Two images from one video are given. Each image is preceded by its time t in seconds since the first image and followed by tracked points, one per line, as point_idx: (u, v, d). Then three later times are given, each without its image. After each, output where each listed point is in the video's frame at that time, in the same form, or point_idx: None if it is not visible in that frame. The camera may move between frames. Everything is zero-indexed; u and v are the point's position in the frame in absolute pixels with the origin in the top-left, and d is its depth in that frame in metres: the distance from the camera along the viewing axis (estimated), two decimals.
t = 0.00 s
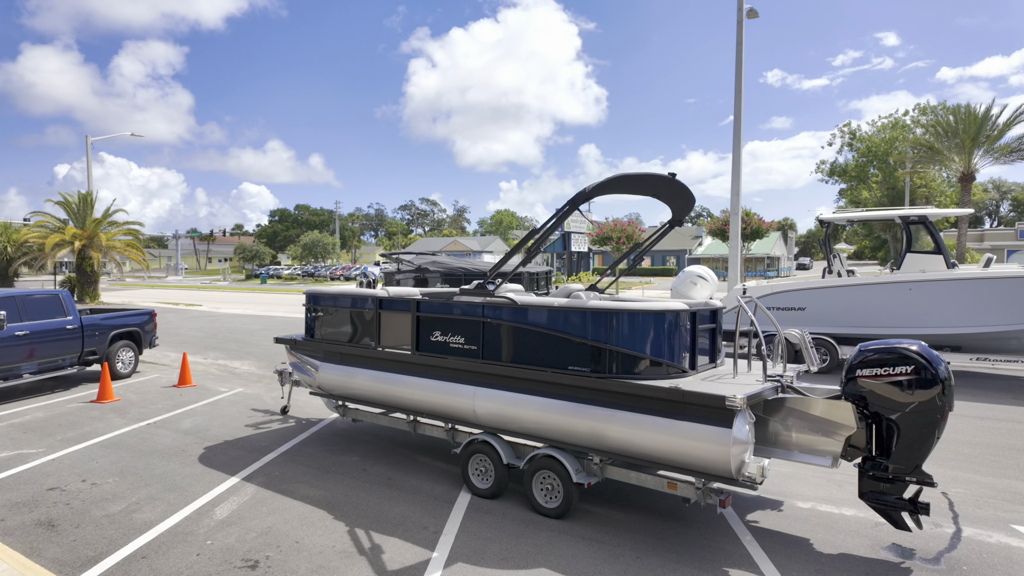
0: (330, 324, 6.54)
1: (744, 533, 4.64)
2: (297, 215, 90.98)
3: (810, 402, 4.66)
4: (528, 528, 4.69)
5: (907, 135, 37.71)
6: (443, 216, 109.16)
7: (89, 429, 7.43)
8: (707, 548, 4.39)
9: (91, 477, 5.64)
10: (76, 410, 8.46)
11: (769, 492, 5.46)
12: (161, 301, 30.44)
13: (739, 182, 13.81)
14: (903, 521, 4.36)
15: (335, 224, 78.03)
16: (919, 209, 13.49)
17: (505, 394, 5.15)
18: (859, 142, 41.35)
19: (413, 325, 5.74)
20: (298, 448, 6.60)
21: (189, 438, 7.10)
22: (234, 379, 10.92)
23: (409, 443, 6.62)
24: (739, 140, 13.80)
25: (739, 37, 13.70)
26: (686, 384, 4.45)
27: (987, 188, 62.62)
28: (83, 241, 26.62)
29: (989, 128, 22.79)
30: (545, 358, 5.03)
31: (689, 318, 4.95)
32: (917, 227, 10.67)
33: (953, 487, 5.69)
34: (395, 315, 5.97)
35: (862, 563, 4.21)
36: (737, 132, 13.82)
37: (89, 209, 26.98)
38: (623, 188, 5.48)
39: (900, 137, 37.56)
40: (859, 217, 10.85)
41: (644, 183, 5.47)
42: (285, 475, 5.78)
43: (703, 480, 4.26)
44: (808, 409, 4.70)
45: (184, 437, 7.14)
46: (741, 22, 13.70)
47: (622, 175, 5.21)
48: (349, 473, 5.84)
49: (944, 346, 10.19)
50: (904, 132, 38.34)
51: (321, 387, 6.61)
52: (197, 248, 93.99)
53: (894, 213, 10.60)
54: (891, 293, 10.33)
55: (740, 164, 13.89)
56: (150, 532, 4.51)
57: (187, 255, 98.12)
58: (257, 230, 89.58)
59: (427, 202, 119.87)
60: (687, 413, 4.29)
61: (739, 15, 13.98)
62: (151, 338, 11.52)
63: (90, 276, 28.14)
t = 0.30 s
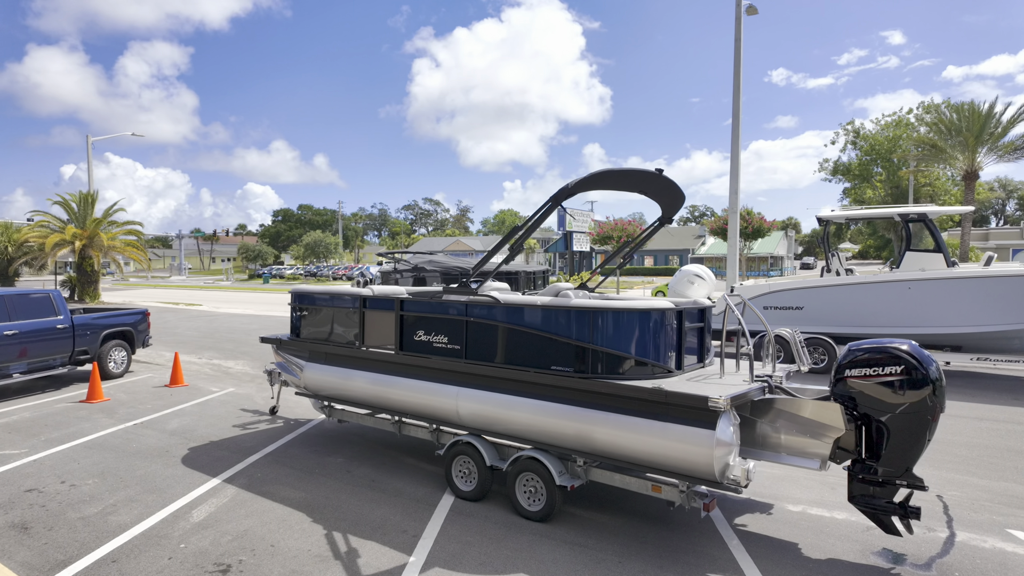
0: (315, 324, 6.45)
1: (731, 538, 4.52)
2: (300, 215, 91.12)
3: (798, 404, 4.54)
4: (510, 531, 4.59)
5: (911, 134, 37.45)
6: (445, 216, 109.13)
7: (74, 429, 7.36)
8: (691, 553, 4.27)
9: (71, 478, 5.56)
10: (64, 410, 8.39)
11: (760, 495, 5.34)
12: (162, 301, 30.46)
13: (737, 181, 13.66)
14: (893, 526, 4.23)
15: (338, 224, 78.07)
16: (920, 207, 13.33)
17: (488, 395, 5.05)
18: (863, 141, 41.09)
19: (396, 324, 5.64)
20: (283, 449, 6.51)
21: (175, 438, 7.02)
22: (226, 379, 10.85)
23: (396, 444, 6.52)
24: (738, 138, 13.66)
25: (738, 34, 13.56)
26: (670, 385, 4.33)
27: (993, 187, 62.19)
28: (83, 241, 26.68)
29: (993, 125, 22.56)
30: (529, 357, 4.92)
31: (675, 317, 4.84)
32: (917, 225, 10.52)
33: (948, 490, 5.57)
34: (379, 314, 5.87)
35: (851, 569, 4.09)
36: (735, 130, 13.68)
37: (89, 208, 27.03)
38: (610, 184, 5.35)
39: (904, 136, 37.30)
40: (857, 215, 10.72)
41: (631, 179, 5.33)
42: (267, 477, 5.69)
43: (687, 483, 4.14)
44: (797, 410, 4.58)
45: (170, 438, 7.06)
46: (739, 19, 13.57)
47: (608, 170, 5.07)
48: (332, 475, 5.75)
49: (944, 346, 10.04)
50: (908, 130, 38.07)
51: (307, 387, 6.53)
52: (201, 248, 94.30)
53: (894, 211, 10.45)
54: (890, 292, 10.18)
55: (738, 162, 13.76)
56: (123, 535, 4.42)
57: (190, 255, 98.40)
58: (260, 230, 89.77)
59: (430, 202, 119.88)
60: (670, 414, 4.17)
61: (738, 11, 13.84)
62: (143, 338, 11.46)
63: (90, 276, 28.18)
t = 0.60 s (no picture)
0: (303, 325, 6.39)
1: (719, 545, 4.42)
2: (305, 215, 91.41)
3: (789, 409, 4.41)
4: (493, 537, 4.50)
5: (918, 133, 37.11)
6: (451, 216, 109.16)
7: (64, 430, 7.32)
8: (677, 561, 4.17)
9: (55, 480, 5.51)
10: (57, 410, 8.36)
11: (752, 501, 5.23)
12: (166, 301, 30.56)
13: (738, 180, 13.53)
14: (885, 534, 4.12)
15: (343, 225, 78.25)
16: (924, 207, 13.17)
17: (472, 397, 4.97)
18: (870, 140, 40.75)
19: (382, 325, 5.56)
20: (271, 452, 6.45)
21: (164, 440, 6.97)
22: (222, 380, 10.82)
23: (385, 447, 6.45)
24: (739, 137, 13.54)
25: (739, 31, 13.44)
26: (655, 388, 4.24)
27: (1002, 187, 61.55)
28: (87, 241, 26.82)
29: (1000, 124, 22.29)
30: (513, 359, 4.83)
31: (662, 318, 4.75)
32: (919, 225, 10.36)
33: (946, 497, 5.43)
34: (365, 316, 5.80)
35: None
36: (736, 129, 13.56)
37: (94, 209, 27.21)
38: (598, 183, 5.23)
39: (911, 135, 36.97)
40: (859, 215, 10.58)
41: (619, 179, 5.22)
42: (252, 480, 5.62)
43: (672, 489, 4.04)
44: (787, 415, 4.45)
45: (159, 439, 7.02)
46: (740, 17, 13.45)
47: (595, 169, 4.96)
48: (318, 478, 5.68)
49: (947, 347, 9.87)
50: (915, 129, 37.71)
51: (295, 389, 6.47)
52: (208, 249, 94.75)
53: (896, 210, 10.31)
54: (892, 292, 10.03)
55: (739, 161, 13.63)
56: (100, 540, 4.37)
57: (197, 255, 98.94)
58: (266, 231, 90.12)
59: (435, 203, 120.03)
60: (655, 418, 4.07)
61: (739, 9, 13.71)
62: (141, 338, 11.45)
63: (94, 276, 28.34)
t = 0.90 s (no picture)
0: (290, 325, 6.30)
1: (708, 551, 4.30)
2: (310, 215, 91.60)
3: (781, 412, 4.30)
4: (476, 543, 4.40)
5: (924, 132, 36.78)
6: (456, 216, 109.07)
7: (53, 431, 7.27)
8: (662, 568, 4.05)
9: (37, 482, 5.45)
10: (48, 411, 8.32)
11: (744, 506, 5.11)
12: (168, 301, 30.60)
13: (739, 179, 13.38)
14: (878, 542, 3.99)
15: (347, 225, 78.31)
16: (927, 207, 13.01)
17: (457, 399, 4.88)
18: (875, 139, 40.43)
19: (367, 326, 5.47)
20: (259, 454, 6.37)
21: (152, 441, 6.91)
22: (217, 380, 10.76)
23: (373, 449, 6.36)
24: (739, 136, 13.40)
25: (740, 29, 13.31)
26: (641, 391, 4.13)
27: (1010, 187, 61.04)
28: (89, 241, 26.89)
29: (1007, 122, 22.03)
30: (497, 361, 4.73)
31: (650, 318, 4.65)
32: (921, 224, 10.21)
33: (944, 502, 5.30)
34: (351, 316, 5.71)
35: None
36: (737, 127, 13.42)
37: (96, 209, 27.30)
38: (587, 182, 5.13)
39: (917, 134, 36.66)
40: (859, 214, 10.43)
41: (609, 177, 5.11)
42: (237, 483, 5.54)
43: (657, 494, 3.94)
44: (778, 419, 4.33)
45: (147, 440, 6.95)
46: (741, 14, 13.31)
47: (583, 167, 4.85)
48: (303, 481, 5.59)
49: (950, 349, 9.72)
50: (921, 128, 37.40)
51: (282, 390, 6.40)
52: (213, 248, 95.07)
53: (897, 209, 10.16)
54: (893, 293, 9.88)
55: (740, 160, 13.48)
56: (76, 544, 4.29)
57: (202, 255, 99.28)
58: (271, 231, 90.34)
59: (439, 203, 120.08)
60: (640, 422, 3.96)
61: (740, 6, 13.58)
62: (136, 338, 11.42)
63: (97, 276, 28.41)
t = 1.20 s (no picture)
0: (273, 328, 6.26)
1: (686, 557, 4.25)
2: (310, 217, 91.66)
3: (762, 416, 4.24)
4: (452, 549, 4.35)
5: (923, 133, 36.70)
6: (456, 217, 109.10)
7: (37, 434, 7.24)
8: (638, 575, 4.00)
9: (15, 486, 5.41)
10: (34, 413, 8.28)
11: (726, 510, 5.06)
12: (166, 302, 30.58)
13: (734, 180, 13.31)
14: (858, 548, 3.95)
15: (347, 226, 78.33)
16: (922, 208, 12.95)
17: (436, 402, 4.83)
18: (875, 140, 40.36)
19: (348, 329, 5.43)
20: (242, 457, 6.34)
21: (135, 444, 6.87)
22: (207, 382, 10.73)
23: (356, 453, 6.32)
24: (734, 137, 13.36)
25: (734, 30, 13.27)
26: (617, 395, 4.08)
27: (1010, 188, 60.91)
28: (87, 242, 26.89)
29: (1005, 123, 21.95)
30: (475, 364, 4.69)
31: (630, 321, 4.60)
32: (914, 225, 10.14)
33: (929, 507, 5.25)
34: (332, 319, 5.66)
35: None
36: (731, 128, 13.37)
37: (94, 210, 27.33)
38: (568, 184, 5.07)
39: (917, 135, 36.58)
40: (852, 215, 10.38)
41: (591, 179, 5.06)
42: (216, 487, 5.50)
43: (633, 500, 3.87)
44: (757, 422, 4.28)
45: (131, 443, 6.92)
46: (735, 15, 13.26)
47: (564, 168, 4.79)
48: (283, 485, 5.55)
49: (943, 351, 9.66)
50: (921, 129, 37.31)
51: (265, 393, 6.36)
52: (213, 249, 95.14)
53: (889, 211, 10.11)
54: (885, 295, 9.82)
55: (734, 161, 13.45)
56: (47, 549, 4.25)
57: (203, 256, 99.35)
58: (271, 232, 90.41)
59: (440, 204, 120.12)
60: (616, 427, 3.91)
61: (735, 7, 13.54)
62: (127, 340, 11.39)
63: (94, 276, 28.42)
